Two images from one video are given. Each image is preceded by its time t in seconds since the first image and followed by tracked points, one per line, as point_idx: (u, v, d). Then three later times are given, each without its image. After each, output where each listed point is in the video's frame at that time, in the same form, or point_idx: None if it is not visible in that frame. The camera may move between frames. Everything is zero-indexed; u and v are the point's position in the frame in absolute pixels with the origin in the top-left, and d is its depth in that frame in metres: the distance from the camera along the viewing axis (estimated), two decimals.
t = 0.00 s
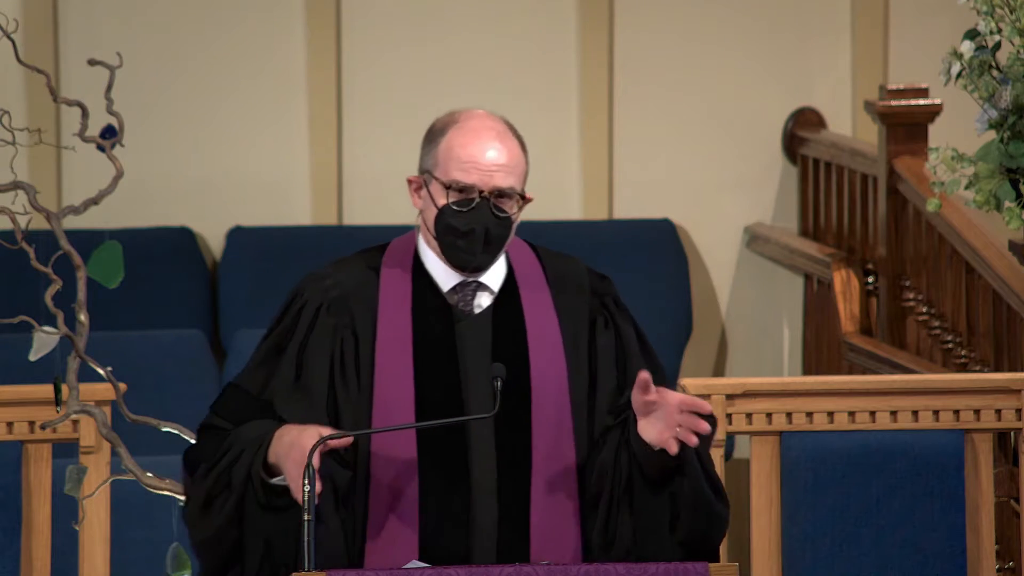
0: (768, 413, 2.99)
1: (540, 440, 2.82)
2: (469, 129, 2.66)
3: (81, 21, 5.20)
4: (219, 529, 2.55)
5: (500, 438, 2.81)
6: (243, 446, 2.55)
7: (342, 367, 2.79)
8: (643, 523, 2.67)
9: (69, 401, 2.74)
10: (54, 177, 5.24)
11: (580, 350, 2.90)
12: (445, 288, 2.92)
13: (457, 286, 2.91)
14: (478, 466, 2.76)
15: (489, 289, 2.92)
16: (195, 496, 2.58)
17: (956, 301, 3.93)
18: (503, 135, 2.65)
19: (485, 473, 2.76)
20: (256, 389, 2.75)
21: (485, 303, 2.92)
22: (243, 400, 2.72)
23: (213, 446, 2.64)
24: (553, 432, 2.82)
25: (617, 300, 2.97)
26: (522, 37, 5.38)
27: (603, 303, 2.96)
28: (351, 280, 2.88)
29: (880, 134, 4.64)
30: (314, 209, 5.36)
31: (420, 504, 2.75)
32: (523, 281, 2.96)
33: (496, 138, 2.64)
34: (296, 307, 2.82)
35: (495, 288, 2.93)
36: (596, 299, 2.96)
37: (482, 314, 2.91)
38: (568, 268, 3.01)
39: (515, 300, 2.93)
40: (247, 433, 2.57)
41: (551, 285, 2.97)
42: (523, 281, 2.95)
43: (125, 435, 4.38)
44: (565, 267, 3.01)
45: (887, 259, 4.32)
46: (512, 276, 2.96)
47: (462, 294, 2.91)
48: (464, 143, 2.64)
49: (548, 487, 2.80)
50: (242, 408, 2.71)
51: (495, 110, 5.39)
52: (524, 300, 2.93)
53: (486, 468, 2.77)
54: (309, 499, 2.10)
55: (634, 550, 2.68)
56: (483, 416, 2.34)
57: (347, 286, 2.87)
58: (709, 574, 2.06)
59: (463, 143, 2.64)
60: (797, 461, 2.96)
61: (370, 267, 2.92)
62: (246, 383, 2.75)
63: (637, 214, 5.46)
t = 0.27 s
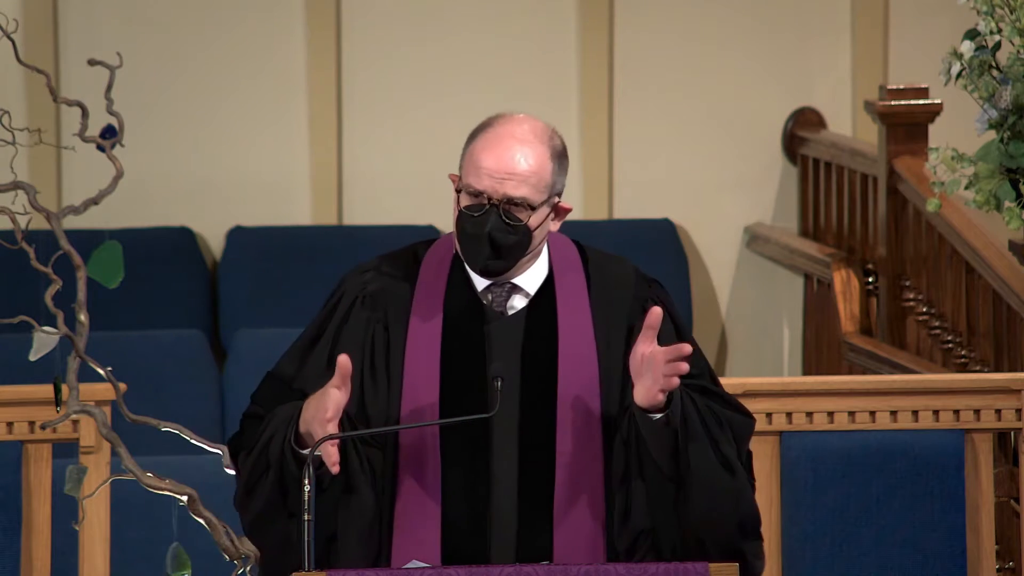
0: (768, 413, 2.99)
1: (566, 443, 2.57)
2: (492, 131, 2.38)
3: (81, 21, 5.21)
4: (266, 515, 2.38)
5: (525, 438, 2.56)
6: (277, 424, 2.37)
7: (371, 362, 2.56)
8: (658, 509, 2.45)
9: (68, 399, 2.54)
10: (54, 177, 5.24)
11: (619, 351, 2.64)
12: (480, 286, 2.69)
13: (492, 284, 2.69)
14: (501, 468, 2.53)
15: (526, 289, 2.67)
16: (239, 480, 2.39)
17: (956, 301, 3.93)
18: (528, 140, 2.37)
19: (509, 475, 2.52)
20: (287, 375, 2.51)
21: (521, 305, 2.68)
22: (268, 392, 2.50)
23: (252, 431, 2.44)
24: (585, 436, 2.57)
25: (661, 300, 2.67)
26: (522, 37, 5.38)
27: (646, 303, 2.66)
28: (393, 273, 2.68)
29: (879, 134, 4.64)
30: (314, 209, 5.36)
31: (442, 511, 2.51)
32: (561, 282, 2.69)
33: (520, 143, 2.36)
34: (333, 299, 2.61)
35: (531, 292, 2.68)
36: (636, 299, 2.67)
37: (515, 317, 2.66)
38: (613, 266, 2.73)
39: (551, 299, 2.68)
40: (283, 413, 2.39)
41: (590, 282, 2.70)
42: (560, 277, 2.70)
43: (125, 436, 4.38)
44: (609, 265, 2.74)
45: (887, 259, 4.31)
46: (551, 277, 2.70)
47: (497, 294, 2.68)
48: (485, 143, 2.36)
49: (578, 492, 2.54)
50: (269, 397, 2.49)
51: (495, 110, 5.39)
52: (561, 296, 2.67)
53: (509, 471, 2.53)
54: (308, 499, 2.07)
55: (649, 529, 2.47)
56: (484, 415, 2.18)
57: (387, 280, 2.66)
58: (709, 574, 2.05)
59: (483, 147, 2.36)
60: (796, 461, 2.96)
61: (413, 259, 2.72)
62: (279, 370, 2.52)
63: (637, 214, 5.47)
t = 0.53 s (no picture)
0: (768, 413, 2.99)
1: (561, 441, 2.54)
2: (494, 128, 2.38)
3: (81, 21, 5.21)
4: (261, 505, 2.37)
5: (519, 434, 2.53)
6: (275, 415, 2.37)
7: (371, 360, 2.55)
8: (648, 516, 2.45)
9: (69, 401, 2.64)
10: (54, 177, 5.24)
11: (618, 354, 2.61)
12: (481, 285, 2.65)
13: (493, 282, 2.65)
14: (495, 464, 2.50)
15: (527, 291, 2.64)
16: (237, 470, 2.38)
17: (956, 301, 3.93)
18: (528, 138, 2.36)
19: (503, 472, 2.50)
20: (288, 370, 2.49)
21: (521, 305, 2.64)
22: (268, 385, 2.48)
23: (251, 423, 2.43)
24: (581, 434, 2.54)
25: (666, 308, 2.63)
26: (522, 37, 5.38)
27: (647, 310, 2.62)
28: (395, 272, 2.67)
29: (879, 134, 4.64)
30: (314, 209, 5.36)
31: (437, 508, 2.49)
32: (562, 282, 2.65)
33: (519, 141, 2.35)
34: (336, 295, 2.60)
35: (532, 292, 2.64)
36: (638, 304, 2.63)
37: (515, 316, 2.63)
38: (616, 268, 2.70)
39: (551, 299, 2.64)
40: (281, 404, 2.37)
41: (592, 284, 2.67)
42: (562, 274, 2.66)
43: (125, 435, 4.38)
44: (613, 268, 2.70)
45: (887, 258, 4.32)
46: (554, 275, 2.66)
47: (497, 292, 2.65)
48: (485, 139, 2.35)
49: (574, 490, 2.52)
50: (268, 390, 2.47)
51: (495, 110, 5.39)
52: (560, 297, 2.64)
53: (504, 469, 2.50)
54: (308, 499, 2.09)
55: (639, 534, 2.47)
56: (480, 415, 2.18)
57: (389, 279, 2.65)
58: (709, 574, 2.05)
59: (483, 141, 2.35)
60: (796, 461, 2.96)
61: (415, 259, 2.70)
62: (278, 365, 2.51)
63: (637, 214, 5.47)
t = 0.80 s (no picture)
0: (767, 413, 3.00)
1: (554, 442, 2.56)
2: (488, 132, 2.39)
3: (81, 21, 5.21)
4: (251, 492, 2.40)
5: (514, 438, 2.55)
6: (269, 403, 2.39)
7: (365, 357, 2.55)
8: (638, 521, 2.49)
9: (69, 400, 2.71)
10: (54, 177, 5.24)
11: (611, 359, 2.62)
12: (475, 287, 2.65)
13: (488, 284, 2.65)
14: (488, 466, 2.53)
15: (522, 295, 2.65)
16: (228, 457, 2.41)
17: (956, 301, 3.93)
18: (520, 143, 2.37)
19: (496, 472, 2.52)
20: (280, 361, 2.49)
21: (516, 309, 2.65)
22: (262, 377, 2.48)
23: (242, 413, 2.46)
24: (573, 436, 2.57)
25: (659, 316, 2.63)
26: (522, 37, 5.38)
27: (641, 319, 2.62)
28: (391, 270, 2.66)
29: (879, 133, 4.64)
30: (314, 209, 5.36)
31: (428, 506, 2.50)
32: (559, 287, 2.67)
33: (511, 146, 2.36)
34: (331, 292, 2.60)
35: (526, 297, 2.65)
36: (633, 312, 2.64)
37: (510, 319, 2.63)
38: (612, 275, 2.71)
39: (547, 304, 2.65)
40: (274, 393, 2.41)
41: (587, 290, 2.68)
42: (559, 281, 2.67)
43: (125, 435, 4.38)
44: (610, 275, 2.71)
45: (887, 258, 4.32)
46: (551, 281, 2.67)
47: (491, 295, 2.66)
48: (477, 143, 2.37)
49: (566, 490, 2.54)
50: (262, 382, 2.47)
51: (495, 110, 5.39)
52: (557, 301, 2.65)
53: (497, 470, 2.52)
54: (308, 500, 2.11)
55: (628, 538, 2.50)
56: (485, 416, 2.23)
57: (384, 277, 2.65)
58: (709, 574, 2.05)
59: (475, 145, 2.37)
60: (796, 462, 2.95)
61: (411, 259, 2.69)
62: (270, 357, 2.50)
63: (637, 214, 5.46)
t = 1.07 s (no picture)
0: (768, 413, 3.00)
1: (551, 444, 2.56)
2: (486, 146, 2.37)
3: (81, 21, 5.21)
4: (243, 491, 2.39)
5: (510, 439, 2.55)
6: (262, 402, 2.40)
7: (360, 356, 2.55)
8: (626, 531, 2.43)
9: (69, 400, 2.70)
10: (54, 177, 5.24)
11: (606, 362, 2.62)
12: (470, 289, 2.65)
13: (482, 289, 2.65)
14: (483, 468, 2.53)
15: (513, 301, 2.64)
16: (221, 455, 2.42)
17: (956, 301, 3.93)
18: (517, 161, 2.35)
19: (492, 473, 2.53)
20: (274, 359, 2.49)
21: (509, 314, 2.65)
22: (256, 377, 2.47)
23: (236, 412, 2.46)
24: (567, 438, 2.57)
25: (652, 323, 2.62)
26: (522, 37, 5.38)
27: (634, 324, 2.61)
28: (385, 269, 2.65)
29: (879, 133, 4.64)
30: (314, 209, 5.36)
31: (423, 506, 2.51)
32: (554, 290, 2.65)
33: (507, 163, 2.34)
34: (324, 290, 2.58)
35: (520, 303, 2.64)
36: (626, 317, 2.62)
37: (504, 323, 2.64)
38: (606, 278, 2.69)
39: (541, 308, 2.64)
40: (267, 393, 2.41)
41: (582, 293, 2.66)
42: (554, 286, 2.65)
43: (125, 435, 4.38)
44: (604, 277, 2.69)
45: (887, 258, 4.32)
46: (546, 286, 2.66)
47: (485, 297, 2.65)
48: (472, 157, 2.35)
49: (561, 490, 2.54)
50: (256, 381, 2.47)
51: (495, 110, 5.39)
52: (551, 304, 2.64)
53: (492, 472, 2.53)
54: (308, 499, 2.11)
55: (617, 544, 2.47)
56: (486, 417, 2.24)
57: (378, 275, 2.63)
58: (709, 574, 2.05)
59: (471, 159, 2.35)
60: (796, 462, 2.95)
61: (406, 259, 2.66)
62: (263, 356, 2.50)
63: (637, 214, 5.46)
